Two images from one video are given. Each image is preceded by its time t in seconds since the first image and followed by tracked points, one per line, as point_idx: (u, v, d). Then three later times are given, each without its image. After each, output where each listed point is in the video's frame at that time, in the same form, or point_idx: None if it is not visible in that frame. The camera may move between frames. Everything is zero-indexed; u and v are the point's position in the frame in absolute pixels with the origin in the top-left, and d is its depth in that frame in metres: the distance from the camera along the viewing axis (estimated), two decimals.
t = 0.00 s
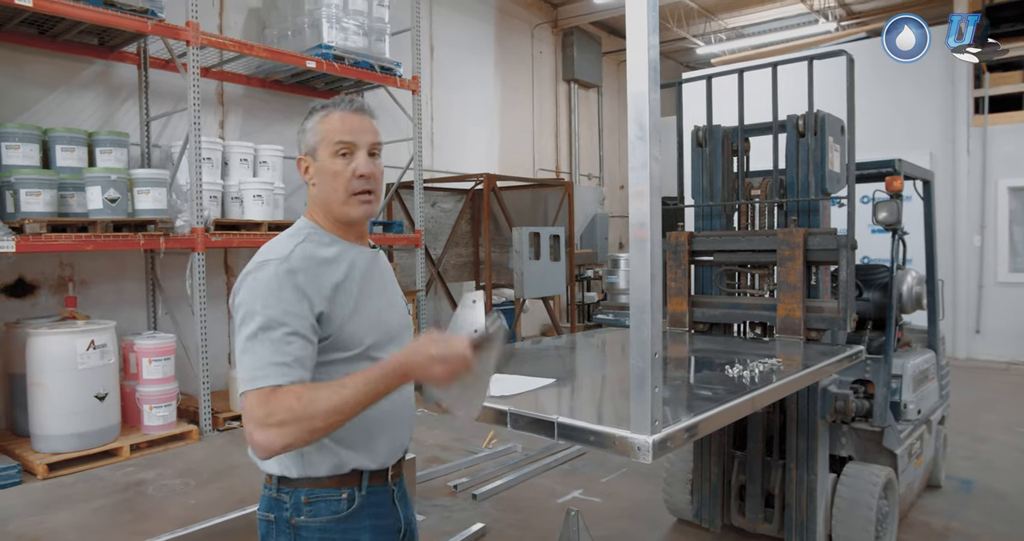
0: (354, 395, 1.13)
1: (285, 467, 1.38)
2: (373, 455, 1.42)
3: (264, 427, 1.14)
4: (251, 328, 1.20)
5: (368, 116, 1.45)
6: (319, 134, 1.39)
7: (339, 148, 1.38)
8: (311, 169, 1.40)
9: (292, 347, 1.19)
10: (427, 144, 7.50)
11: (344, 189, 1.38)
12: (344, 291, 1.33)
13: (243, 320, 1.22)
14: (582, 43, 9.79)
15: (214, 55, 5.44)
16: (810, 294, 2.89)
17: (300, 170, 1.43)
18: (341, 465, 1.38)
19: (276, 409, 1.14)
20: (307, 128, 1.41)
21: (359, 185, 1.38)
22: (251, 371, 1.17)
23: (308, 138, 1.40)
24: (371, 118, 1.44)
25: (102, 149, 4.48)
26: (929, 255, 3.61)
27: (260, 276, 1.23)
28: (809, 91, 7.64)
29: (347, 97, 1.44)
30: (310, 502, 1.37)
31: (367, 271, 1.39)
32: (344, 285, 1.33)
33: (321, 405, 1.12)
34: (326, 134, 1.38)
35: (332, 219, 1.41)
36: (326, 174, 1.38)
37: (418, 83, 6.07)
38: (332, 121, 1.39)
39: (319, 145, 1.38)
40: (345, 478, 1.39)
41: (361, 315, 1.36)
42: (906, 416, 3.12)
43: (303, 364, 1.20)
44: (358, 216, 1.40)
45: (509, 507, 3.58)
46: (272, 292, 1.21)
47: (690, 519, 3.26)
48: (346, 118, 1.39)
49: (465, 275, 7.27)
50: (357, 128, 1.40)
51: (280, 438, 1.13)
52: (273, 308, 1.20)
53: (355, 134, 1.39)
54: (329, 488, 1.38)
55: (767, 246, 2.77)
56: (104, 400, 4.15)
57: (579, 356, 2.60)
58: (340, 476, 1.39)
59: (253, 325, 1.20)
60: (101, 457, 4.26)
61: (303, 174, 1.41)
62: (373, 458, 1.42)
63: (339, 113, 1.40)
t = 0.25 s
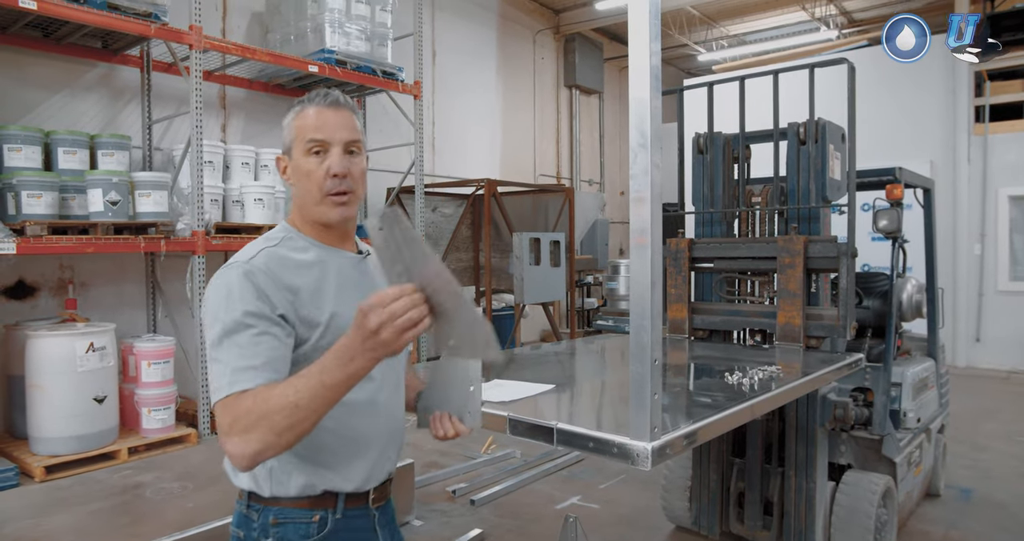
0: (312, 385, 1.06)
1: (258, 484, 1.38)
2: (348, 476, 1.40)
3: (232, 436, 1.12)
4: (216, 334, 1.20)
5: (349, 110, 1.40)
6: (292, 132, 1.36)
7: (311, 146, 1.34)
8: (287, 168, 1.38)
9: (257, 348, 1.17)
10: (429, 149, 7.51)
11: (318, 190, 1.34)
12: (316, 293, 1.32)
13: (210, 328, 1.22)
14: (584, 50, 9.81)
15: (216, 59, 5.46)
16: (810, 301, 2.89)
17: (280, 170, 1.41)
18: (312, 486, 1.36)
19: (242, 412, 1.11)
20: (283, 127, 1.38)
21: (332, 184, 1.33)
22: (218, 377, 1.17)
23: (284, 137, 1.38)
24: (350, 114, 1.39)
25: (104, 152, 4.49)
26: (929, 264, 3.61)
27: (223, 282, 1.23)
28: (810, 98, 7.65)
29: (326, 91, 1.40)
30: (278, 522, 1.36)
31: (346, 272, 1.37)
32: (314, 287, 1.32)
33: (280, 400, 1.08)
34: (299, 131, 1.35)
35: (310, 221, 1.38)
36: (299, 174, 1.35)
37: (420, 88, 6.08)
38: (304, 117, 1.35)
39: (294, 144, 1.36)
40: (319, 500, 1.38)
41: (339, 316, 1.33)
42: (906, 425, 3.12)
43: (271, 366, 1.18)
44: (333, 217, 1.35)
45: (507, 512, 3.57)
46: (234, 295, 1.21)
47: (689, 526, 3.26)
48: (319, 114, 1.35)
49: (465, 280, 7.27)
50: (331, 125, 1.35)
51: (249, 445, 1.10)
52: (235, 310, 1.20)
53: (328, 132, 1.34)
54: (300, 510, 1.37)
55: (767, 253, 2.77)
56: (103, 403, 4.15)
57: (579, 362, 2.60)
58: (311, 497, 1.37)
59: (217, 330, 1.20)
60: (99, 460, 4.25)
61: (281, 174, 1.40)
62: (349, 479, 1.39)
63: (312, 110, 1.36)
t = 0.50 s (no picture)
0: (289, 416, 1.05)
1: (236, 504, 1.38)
2: (329, 496, 1.39)
3: (209, 459, 1.10)
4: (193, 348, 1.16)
5: (338, 108, 1.39)
6: (277, 130, 1.36)
7: (297, 148, 1.34)
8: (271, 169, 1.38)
9: (238, 365, 1.15)
10: (429, 152, 7.52)
11: (302, 193, 1.34)
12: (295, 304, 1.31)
13: (186, 340, 1.18)
14: (584, 53, 9.82)
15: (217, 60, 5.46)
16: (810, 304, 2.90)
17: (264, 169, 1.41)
18: (291, 508, 1.36)
19: (219, 437, 1.09)
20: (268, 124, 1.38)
21: (317, 188, 1.33)
22: (198, 395, 1.13)
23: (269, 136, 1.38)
24: (339, 112, 1.38)
25: (104, 153, 4.49)
26: (929, 267, 3.61)
27: (200, 292, 1.20)
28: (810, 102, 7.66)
29: (314, 87, 1.38)
30: None
31: (327, 281, 1.36)
32: (294, 297, 1.31)
33: (258, 429, 1.07)
34: (284, 131, 1.34)
35: (295, 224, 1.39)
36: (282, 176, 1.35)
37: (420, 90, 6.08)
38: (290, 116, 1.35)
39: (279, 144, 1.35)
40: (300, 522, 1.38)
41: (318, 328, 1.33)
42: (905, 428, 3.12)
43: (254, 384, 1.16)
44: (318, 222, 1.35)
45: (506, 515, 3.56)
46: (213, 306, 1.18)
47: (688, 529, 3.26)
48: (304, 114, 1.34)
49: (465, 282, 7.26)
50: (317, 125, 1.34)
51: (228, 471, 1.09)
52: (214, 324, 1.16)
53: (314, 132, 1.34)
54: (280, 532, 1.37)
55: (766, 256, 2.77)
56: (102, 404, 4.14)
57: (578, 365, 2.59)
58: (290, 520, 1.37)
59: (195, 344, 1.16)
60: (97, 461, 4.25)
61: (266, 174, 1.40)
62: (330, 499, 1.39)
63: (299, 108, 1.35)
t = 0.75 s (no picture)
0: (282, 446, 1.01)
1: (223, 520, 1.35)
2: (319, 509, 1.37)
3: (191, 478, 1.06)
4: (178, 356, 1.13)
5: (334, 103, 1.39)
6: (272, 124, 1.34)
7: (293, 143, 1.33)
8: (265, 164, 1.36)
9: (223, 375, 1.13)
10: (432, 153, 7.52)
11: (298, 190, 1.33)
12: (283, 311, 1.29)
13: (169, 347, 1.16)
14: (588, 53, 9.81)
15: (220, 63, 5.47)
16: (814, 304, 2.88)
17: (255, 164, 1.39)
18: (280, 525, 1.33)
19: (202, 460, 1.05)
20: (261, 118, 1.36)
21: (315, 184, 1.32)
22: (181, 406, 1.11)
23: (263, 130, 1.36)
24: (336, 107, 1.37)
25: (108, 156, 4.50)
26: (934, 265, 3.59)
27: (185, 297, 1.17)
28: (813, 101, 7.64)
29: (311, 83, 1.38)
30: None
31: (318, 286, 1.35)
32: (283, 302, 1.29)
33: (244, 457, 1.02)
34: (281, 125, 1.33)
35: (289, 222, 1.37)
36: (278, 172, 1.33)
37: (423, 92, 6.08)
38: (287, 110, 1.33)
39: (274, 139, 1.34)
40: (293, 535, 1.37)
41: (307, 335, 1.31)
42: (911, 428, 3.09)
43: (239, 396, 1.14)
44: (315, 220, 1.34)
45: (511, 516, 3.55)
46: (199, 313, 1.15)
47: (693, 530, 3.26)
48: (303, 108, 1.33)
49: (468, 283, 7.26)
50: (316, 120, 1.33)
51: (210, 496, 1.04)
52: (199, 330, 1.14)
53: (313, 128, 1.33)
54: None
55: (770, 256, 2.76)
56: (107, 407, 4.15)
57: (582, 365, 2.59)
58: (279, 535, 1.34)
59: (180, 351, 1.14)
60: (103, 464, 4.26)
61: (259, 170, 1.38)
62: (321, 511, 1.37)
63: (296, 102, 1.34)
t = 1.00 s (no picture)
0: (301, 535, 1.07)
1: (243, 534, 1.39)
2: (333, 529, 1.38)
3: (199, 516, 1.10)
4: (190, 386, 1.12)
5: (372, 125, 1.33)
6: (310, 144, 1.27)
7: (333, 167, 1.26)
8: (296, 181, 1.29)
9: (233, 410, 1.11)
10: (440, 157, 7.52)
11: (333, 215, 1.27)
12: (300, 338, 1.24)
13: (183, 374, 1.14)
14: (595, 54, 9.79)
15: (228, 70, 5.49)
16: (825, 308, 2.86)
17: (281, 176, 1.31)
18: None
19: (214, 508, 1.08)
20: (297, 131, 1.29)
21: (353, 212, 1.27)
22: (191, 439, 1.11)
23: (298, 148, 1.28)
24: (375, 132, 1.32)
25: (117, 165, 4.53)
26: (947, 266, 3.55)
27: (200, 325, 1.14)
28: (822, 99, 7.59)
29: (353, 105, 1.31)
30: None
31: (338, 311, 1.30)
32: (301, 327, 1.25)
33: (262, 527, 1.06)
34: (322, 148, 1.26)
35: (316, 245, 1.30)
36: (314, 195, 1.26)
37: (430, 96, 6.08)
38: (329, 132, 1.27)
39: (312, 159, 1.26)
40: None
41: (324, 361, 1.27)
42: (926, 432, 3.07)
43: (248, 433, 1.13)
44: (346, 247, 1.29)
45: (522, 523, 3.54)
46: (212, 344, 1.12)
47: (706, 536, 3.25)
48: (347, 133, 1.26)
49: (477, 286, 7.25)
50: (358, 147, 1.27)
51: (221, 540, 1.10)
52: (212, 363, 1.12)
53: (356, 153, 1.27)
54: None
55: (781, 260, 2.73)
56: (118, 415, 4.17)
57: (592, 372, 2.57)
58: None
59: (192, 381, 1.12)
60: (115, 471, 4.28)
61: (288, 187, 1.30)
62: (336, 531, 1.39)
63: (338, 125, 1.28)
